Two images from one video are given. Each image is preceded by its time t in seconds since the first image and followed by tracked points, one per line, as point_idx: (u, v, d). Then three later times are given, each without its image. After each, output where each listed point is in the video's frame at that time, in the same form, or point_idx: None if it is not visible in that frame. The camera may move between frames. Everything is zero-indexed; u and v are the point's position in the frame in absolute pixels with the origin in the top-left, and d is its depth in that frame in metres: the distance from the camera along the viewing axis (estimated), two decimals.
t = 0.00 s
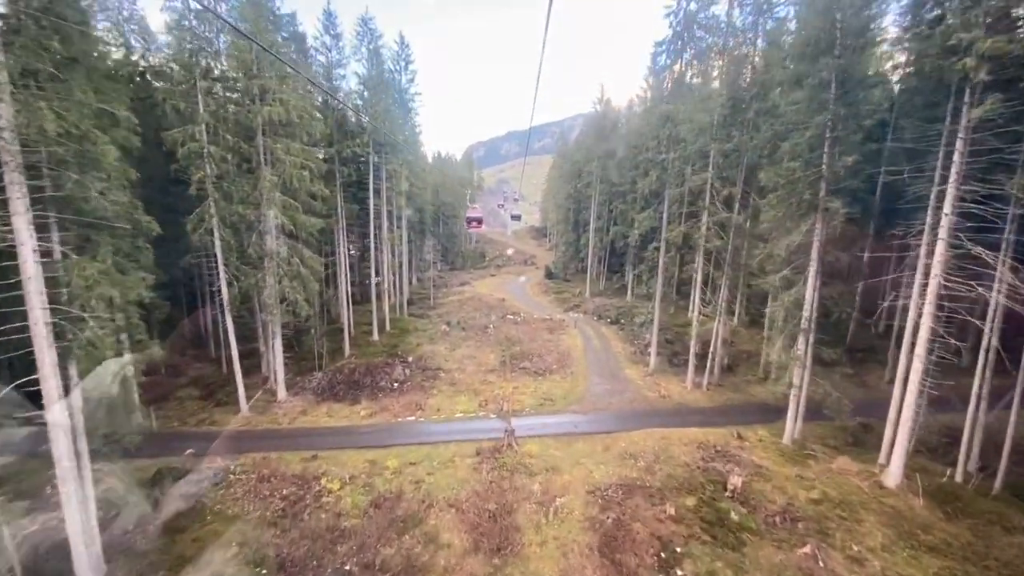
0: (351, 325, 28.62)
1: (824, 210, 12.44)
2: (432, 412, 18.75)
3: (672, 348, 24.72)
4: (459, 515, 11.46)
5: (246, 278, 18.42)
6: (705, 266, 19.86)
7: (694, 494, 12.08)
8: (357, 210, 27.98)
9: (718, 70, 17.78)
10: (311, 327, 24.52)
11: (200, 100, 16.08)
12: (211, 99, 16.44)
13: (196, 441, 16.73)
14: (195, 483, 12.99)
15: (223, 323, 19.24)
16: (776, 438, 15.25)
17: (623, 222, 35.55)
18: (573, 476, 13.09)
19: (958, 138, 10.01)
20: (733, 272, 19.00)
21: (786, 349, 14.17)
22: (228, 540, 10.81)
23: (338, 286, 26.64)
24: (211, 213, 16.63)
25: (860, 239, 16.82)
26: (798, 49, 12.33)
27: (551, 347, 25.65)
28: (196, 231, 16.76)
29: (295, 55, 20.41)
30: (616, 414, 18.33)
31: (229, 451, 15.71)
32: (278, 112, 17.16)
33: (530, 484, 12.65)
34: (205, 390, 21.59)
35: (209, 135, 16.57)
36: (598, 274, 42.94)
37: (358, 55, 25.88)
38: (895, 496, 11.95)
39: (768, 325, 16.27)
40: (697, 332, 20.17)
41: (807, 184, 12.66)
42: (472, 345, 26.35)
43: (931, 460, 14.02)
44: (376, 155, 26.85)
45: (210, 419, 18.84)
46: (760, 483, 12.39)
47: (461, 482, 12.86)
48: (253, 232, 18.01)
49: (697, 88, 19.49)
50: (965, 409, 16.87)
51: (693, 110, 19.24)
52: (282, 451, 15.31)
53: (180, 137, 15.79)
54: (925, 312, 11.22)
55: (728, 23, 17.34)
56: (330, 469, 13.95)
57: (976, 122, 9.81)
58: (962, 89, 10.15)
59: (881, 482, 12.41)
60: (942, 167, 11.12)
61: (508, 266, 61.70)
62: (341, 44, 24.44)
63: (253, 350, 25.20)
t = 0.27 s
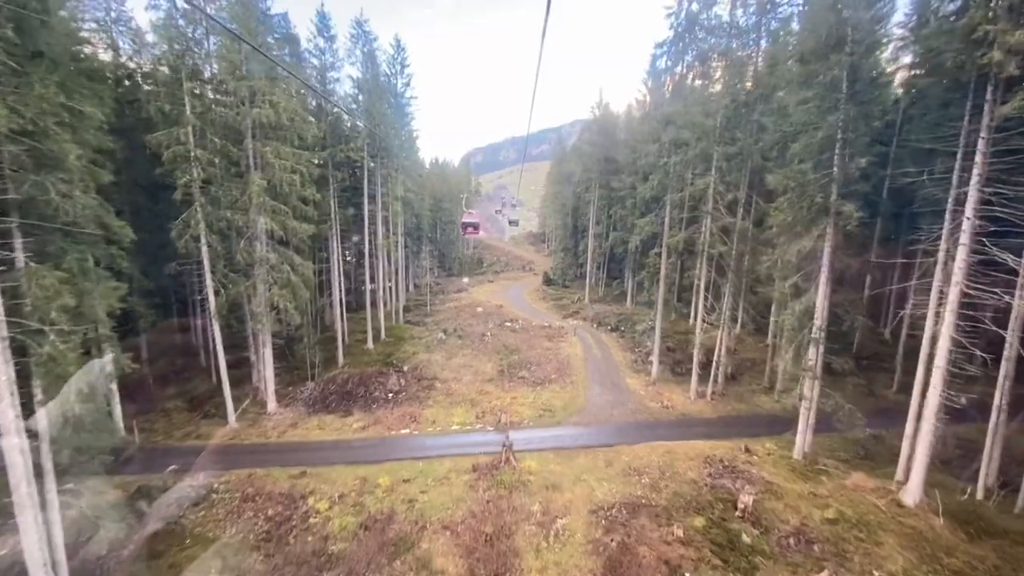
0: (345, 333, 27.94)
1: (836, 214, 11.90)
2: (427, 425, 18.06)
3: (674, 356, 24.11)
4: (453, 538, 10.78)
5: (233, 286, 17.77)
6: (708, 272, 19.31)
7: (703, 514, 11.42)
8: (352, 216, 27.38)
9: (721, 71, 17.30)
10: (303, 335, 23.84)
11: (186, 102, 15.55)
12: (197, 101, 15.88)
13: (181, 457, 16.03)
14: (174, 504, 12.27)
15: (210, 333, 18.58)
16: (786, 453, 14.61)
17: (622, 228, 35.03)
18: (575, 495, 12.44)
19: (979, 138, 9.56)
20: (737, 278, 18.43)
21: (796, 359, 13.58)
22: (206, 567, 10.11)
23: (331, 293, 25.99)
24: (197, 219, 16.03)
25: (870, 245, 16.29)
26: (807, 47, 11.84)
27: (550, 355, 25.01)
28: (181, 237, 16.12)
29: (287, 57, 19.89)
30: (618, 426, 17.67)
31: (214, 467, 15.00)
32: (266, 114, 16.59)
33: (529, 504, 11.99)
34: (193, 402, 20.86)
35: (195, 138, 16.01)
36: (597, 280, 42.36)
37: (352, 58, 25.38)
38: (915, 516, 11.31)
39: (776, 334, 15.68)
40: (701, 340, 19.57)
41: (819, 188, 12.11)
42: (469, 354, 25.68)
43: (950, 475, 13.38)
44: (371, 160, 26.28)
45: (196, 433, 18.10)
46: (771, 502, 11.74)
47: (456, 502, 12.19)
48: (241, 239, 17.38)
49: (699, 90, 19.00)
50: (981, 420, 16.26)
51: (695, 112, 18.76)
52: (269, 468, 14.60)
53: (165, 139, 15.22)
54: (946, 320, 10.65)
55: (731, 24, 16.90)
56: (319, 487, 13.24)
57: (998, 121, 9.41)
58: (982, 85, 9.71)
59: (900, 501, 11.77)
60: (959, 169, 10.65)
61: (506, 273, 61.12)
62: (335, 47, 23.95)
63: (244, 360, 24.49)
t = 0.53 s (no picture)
0: (339, 341, 27.28)
1: (850, 218, 11.37)
2: (422, 437, 17.39)
3: (676, 364, 23.52)
4: (449, 563, 10.14)
5: (221, 293, 17.11)
6: (712, 278, 18.75)
7: (713, 535, 10.79)
8: (346, 221, 26.80)
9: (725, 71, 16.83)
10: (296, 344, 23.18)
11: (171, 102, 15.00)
12: (184, 102, 15.31)
13: (164, 472, 15.34)
14: (155, 526, 11.61)
15: (198, 342, 17.93)
16: (797, 467, 14.00)
17: (622, 233, 34.52)
18: (577, 514, 11.80)
19: (1005, 136, 9.10)
20: (743, 285, 17.89)
21: (807, 369, 12.99)
22: None
23: (325, 300, 25.35)
24: (183, 224, 15.44)
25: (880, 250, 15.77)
26: (818, 43, 11.36)
27: (549, 363, 24.40)
28: (166, 243, 15.49)
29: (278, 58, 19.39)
30: (621, 438, 17.03)
31: (199, 484, 14.31)
32: (256, 116, 16.04)
33: (529, 525, 11.37)
34: (180, 413, 20.16)
35: (181, 140, 15.43)
36: (596, 286, 41.80)
37: (347, 60, 24.86)
38: (936, 536, 10.72)
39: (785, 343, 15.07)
40: (705, 349, 19.00)
41: (833, 190, 11.54)
42: (466, 362, 25.04)
43: (971, 490, 12.77)
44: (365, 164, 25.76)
45: (182, 446, 17.43)
46: (785, 521, 11.11)
47: (452, 522, 11.55)
48: (229, 245, 16.77)
49: (701, 91, 18.54)
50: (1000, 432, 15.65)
51: (698, 114, 18.28)
52: (256, 485, 13.91)
53: (149, 141, 14.65)
54: (970, 328, 10.08)
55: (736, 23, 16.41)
56: (307, 505, 12.58)
57: None
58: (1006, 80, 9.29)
59: (920, 520, 11.17)
60: (984, 169, 10.16)
61: (504, 278, 60.57)
62: (329, 49, 23.48)
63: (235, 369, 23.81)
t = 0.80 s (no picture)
0: (334, 349, 26.60)
1: (867, 221, 10.81)
2: (418, 450, 16.73)
3: (680, 372, 22.88)
4: None
5: (210, 300, 16.47)
6: (718, 284, 18.15)
7: (725, 558, 10.15)
8: (341, 226, 26.21)
9: (731, 71, 16.32)
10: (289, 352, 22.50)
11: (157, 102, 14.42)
12: (170, 102, 14.72)
13: (147, 488, 14.65)
14: (132, 548, 10.95)
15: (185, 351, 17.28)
16: (810, 483, 13.36)
17: (623, 238, 33.96)
18: (580, 534, 11.16)
19: None
20: (750, 292, 17.32)
21: (821, 379, 12.38)
22: None
23: (319, 306, 24.68)
24: (169, 228, 14.85)
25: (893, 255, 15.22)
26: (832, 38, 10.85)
27: (549, 371, 23.76)
28: (151, 248, 14.88)
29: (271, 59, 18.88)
30: (624, 451, 16.39)
31: (183, 501, 13.62)
32: (246, 117, 15.48)
33: (530, 547, 10.72)
34: (168, 424, 19.46)
35: (167, 142, 14.85)
36: (597, 292, 41.20)
37: (343, 61, 24.34)
38: (963, 559, 10.08)
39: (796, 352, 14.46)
40: (711, 357, 18.40)
41: (849, 192, 10.97)
42: (464, 370, 24.40)
43: (995, 508, 12.13)
44: (361, 168, 25.23)
45: (168, 460, 16.75)
46: (801, 542, 10.48)
47: (447, 544, 10.90)
48: (218, 250, 16.16)
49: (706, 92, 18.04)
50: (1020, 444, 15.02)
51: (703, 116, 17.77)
52: (242, 502, 13.24)
53: (133, 143, 14.06)
54: (998, 338, 9.49)
55: (742, 21, 15.94)
56: (295, 525, 11.92)
57: None
58: None
59: (945, 542, 10.53)
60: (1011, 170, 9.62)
61: (503, 284, 59.97)
62: (325, 50, 23.00)
63: (226, 377, 23.13)
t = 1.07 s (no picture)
0: (329, 357, 25.94)
1: (886, 223, 10.27)
2: (414, 463, 16.08)
3: (684, 381, 22.21)
4: None
5: (198, 308, 15.84)
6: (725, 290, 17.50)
7: None
8: (337, 231, 25.63)
9: (737, 70, 15.86)
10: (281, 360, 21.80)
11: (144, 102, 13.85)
12: (157, 102, 14.14)
13: (129, 505, 13.97)
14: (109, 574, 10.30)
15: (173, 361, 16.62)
16: (825, 501, 12.72)
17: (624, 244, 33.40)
18: (585, 558, 10.53)
19: None
20: (758, 299, 16.74)
21: (837, 391, 11.77)
22: None
23: (313, 313, 24.00)
24: (155, 233, 14.24)
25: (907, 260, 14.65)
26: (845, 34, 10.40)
27: (550, 380, 23.13)
28: (136, 253, 14.27)
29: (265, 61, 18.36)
30: (629, 464, 15.74)
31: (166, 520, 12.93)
32: (236, 117, 14.95)
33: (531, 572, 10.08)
34: (156, 436, 18.76)
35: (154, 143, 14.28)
36: (598, 298, 40.60)
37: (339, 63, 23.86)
38: None
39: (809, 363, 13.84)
40: (718, 366, 17.78)
41: (868, 196, 10.39)
42: (462, 378, 23.75)
43: None
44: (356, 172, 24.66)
45: (154, 474, 16.07)
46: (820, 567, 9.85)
47: (443, 568, 10.26)
48: (207, 256, 15.56)
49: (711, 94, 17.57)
50: None
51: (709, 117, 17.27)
52: (228, 521, 12.58)
53: (117, 144, 13.50)
54: None
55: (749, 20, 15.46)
56: (282, 546, 11.27)
57: None
58: None
59: (973, 567, 9.89)
60: None
61: (502, 289, 59.40)
62: (321, 52, 22.54)
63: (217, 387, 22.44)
